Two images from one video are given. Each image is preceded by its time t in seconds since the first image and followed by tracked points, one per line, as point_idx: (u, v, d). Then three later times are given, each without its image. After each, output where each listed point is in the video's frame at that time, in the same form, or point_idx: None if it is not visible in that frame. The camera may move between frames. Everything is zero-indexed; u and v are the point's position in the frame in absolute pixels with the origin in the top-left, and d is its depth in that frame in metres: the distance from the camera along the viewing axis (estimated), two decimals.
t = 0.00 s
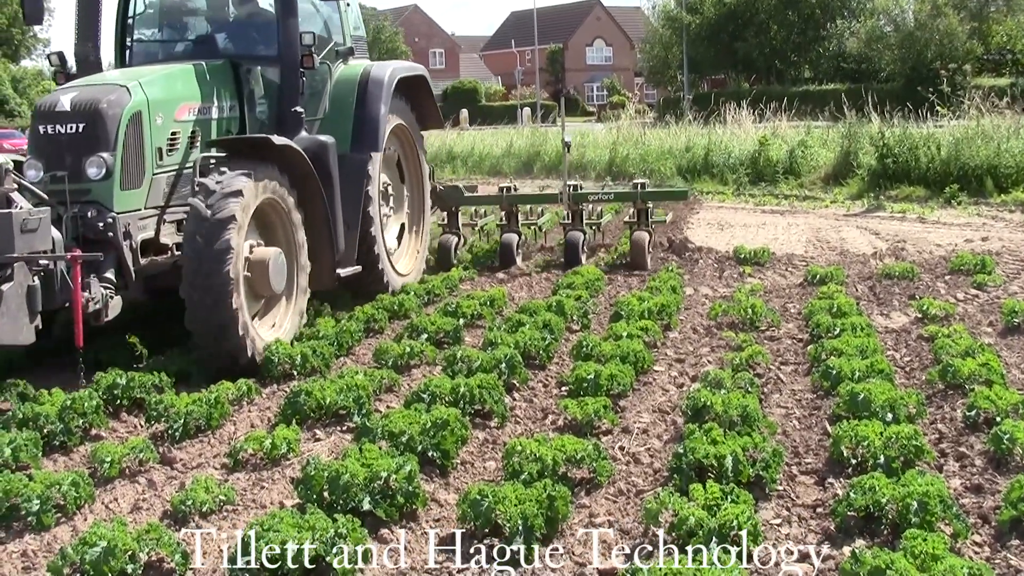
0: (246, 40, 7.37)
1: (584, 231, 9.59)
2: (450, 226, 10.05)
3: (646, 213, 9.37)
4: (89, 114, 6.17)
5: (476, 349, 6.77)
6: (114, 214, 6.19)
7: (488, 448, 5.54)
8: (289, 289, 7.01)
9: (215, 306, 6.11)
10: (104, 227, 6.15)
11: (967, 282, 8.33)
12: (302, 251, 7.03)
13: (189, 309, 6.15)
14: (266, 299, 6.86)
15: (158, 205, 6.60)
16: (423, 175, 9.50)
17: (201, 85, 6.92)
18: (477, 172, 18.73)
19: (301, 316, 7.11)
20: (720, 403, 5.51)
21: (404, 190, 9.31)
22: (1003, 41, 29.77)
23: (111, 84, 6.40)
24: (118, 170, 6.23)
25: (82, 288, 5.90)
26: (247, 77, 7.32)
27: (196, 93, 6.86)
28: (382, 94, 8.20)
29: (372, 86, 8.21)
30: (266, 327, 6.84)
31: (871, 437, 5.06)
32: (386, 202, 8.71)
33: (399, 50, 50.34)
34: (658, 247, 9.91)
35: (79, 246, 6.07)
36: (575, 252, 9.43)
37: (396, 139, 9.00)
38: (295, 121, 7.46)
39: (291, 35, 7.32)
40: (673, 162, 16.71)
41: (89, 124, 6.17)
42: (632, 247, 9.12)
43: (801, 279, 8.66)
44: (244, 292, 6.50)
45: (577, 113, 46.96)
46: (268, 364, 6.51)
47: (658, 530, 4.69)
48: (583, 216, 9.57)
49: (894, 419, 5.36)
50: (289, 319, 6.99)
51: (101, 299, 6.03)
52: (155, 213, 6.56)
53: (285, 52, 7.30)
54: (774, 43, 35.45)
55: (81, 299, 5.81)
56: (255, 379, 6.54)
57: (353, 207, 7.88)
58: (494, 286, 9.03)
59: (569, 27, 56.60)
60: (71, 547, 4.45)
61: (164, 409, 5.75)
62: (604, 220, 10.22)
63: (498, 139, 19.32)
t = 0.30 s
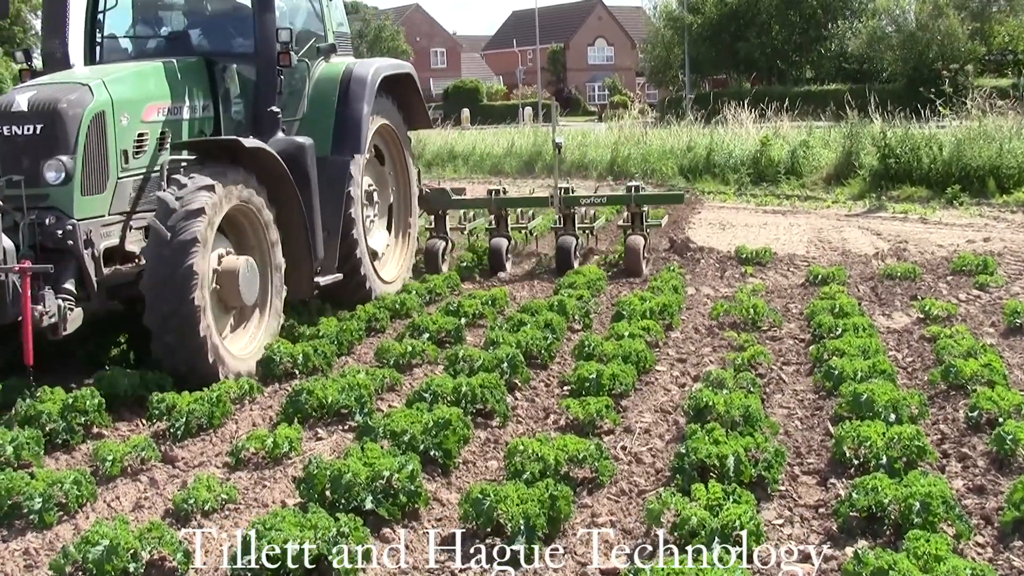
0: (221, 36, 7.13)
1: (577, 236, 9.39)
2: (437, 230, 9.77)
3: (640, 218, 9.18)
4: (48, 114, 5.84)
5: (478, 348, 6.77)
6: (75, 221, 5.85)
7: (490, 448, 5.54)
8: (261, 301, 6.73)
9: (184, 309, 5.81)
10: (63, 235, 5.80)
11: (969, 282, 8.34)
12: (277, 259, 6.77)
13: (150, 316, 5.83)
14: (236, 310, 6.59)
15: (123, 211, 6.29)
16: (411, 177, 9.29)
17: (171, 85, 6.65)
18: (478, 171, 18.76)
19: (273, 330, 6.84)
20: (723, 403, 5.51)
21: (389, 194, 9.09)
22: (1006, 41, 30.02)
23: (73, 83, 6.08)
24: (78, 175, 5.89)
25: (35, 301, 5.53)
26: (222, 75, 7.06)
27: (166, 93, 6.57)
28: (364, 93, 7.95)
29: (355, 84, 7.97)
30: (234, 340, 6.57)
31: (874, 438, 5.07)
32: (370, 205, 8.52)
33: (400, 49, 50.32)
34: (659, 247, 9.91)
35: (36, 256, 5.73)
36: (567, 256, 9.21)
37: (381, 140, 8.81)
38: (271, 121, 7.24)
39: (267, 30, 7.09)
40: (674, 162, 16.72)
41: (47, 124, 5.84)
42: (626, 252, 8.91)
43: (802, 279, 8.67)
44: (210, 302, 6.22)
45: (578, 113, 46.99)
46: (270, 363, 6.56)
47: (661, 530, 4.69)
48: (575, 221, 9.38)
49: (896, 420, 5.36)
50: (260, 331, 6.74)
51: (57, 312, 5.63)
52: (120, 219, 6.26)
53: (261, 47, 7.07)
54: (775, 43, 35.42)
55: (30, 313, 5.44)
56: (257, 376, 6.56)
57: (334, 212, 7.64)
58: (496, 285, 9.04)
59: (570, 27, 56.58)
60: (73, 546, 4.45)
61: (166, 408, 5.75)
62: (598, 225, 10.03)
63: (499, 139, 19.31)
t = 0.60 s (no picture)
0: (196, 28, 6.94)
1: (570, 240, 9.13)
2: (426, 233, 9.56)
3: (636, 221, 9.01)
4: (3, 109, 5.48)
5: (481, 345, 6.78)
6: (31, 224, 5.47)
7: (493, 445, 5.54)
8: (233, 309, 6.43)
9: (149, 308, 5.49)
10: (18, 238, 5.40)
11: (973, 281, 8.34)
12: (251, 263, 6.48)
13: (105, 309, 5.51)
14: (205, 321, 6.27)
15: (87, 213, 5.98)
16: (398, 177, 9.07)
17: (141, 80, 6.39)
18: (482, 168, 18.75)
19: (248, 341, 6.52)
20: (726, 400, 5.51)
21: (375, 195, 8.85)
22: (1011, 40, 30.06)
23: (31, 76, 5.72)
24: (36, 175, 5.53)
25: None
26: (196, 69, 6.85)
27: (135, 88, 6.31)
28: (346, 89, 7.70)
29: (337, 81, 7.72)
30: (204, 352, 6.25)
31: (877, 436, 5.07)
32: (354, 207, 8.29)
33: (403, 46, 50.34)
34: (663, 245, 9.91)
35: None
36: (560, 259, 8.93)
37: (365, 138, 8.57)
38: (247, 118, 6.93)
39: (241, 21, 6.83)
40: (677, 160, 16.72)
41: (3, 120, 5.48)
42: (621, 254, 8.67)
43: (806, 277, 8.67)
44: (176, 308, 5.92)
45: (581, 110, 47.00)
46: (273, 359, 6.58)
47: (664, 527, 4.69)
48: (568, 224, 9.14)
49: (899, 418, 5.36)
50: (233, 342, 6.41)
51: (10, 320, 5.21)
52: (83, 223, 5.93)
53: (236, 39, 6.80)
54: (779, 41, 35.41)
55: None
56: (259, 373, 6.58)
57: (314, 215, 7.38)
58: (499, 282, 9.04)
59: (573, 24, 56.58)
60: (77, 540, 4.45)
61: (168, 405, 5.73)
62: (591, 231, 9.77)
63: (503, 136, 19.32)
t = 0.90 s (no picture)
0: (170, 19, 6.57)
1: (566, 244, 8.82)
2: (418, 235, 9.33)
3: (635, 224, 8.84)
4: None
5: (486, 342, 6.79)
6: None
7: (496, 442, 5.54)
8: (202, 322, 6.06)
9: (107, 293, 5.14)
10: None
11: (977, 281, 8.34)
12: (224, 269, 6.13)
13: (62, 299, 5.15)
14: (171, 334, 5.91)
15: (47, 214, 5.73)
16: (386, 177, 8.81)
17: (107, 74, 6.07)
18: (486, 165, 18.74)
19: (215, 364, 6.14)
20: (730, 399, 5.51)
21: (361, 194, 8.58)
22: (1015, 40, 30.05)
23: None
24: None
25: None
26: (169, 64, 6.47)
27: (102, 82, 6.02)
28: (327, 84, 7.44)
29: (317, 77, 7.45)
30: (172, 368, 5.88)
31: (881, 435, 5.07)
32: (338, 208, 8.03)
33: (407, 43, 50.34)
34: (667, 243, 9.92)
35: None
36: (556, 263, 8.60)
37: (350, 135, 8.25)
38: (220, 114, 6.63)
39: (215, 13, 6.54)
40: (681, 158, 16.73)
41: None
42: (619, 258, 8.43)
43: (810, 276, 8.66)
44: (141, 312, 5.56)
45: (585, 108, 46.99)
46: (277, 355, 6.59)
47: (668, 525, 4.70)
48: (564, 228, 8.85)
49: (903, 417, 5.36)
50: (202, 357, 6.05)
51: None
52: (42, 224, 5.70)
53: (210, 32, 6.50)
54: (783, 40, 35.41)
55: None
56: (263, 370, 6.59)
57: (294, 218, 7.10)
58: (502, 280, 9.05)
59: (577, 23, 56.56)
60: (81, 535, 4.46)
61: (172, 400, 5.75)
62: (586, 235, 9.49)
63: (507, 133, 19.33)
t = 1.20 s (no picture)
0: (138, 15, 6.40)
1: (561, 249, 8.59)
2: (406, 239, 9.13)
3: (633, 228, 8.66)
4: None
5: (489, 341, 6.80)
6: None
7: (500, 441, 5.55)
8: (167, 334, 5.81)
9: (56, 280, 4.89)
10: None
11: (980, 280, 8.34)
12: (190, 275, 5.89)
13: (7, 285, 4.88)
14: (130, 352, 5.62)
15: None
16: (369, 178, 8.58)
17: (68, 73, 5.84)
18: (489, 164, 18.74)
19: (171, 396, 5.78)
20: (733, 399, 5.52)
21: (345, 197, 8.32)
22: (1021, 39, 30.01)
23: None
24: None
25: None
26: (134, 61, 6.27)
27: (64, 80, 5.81)
28: (304, 82, 7.19)
29: (294, 75, 7.20)
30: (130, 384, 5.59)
31: (884, 435, 5.08)
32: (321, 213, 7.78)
33: (411, 42, 50.34)
34: (671, 243, 9.92)
35: None
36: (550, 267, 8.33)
37: (331, 135, 8.03)
38: (188, 114, 6.40)
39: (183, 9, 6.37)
40: (685, 158, 16.72)
41: None
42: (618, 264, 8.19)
43: (813, 276, 8.65)
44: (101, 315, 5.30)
45: (589, 107, 46.95)
46: (281, 354, 6.60)
47: (671, 524, 4.70)
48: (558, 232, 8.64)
49: (906, 417, 5.36)
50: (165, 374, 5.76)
51: None
52: None
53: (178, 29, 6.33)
54: (787, 39, 35.41)
55: None
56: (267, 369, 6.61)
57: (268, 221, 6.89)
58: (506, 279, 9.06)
59: (581, 22, 56.55)
60: (84, 533, 4.47)
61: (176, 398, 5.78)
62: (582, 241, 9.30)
63: (511, 133, 19.33)
